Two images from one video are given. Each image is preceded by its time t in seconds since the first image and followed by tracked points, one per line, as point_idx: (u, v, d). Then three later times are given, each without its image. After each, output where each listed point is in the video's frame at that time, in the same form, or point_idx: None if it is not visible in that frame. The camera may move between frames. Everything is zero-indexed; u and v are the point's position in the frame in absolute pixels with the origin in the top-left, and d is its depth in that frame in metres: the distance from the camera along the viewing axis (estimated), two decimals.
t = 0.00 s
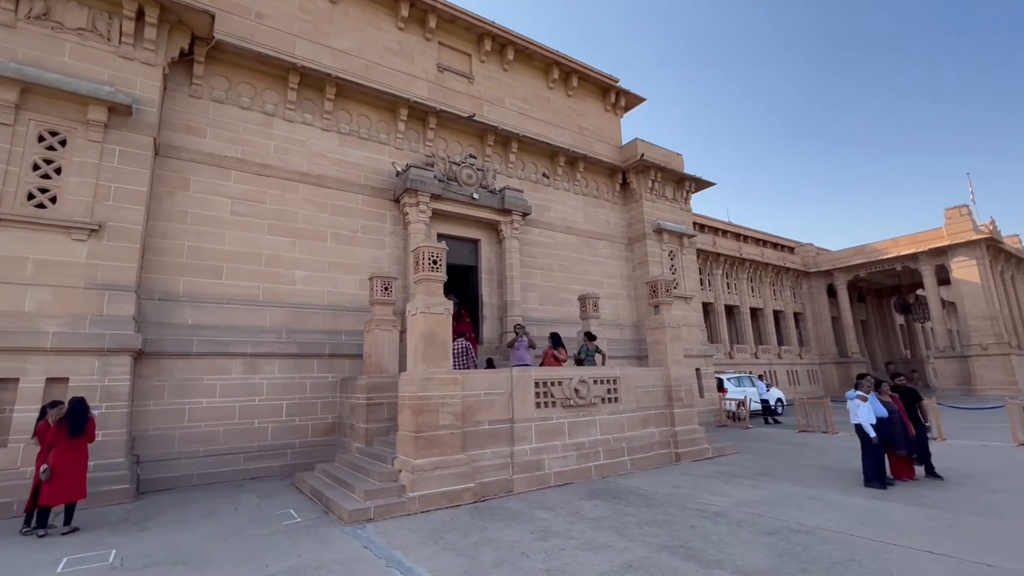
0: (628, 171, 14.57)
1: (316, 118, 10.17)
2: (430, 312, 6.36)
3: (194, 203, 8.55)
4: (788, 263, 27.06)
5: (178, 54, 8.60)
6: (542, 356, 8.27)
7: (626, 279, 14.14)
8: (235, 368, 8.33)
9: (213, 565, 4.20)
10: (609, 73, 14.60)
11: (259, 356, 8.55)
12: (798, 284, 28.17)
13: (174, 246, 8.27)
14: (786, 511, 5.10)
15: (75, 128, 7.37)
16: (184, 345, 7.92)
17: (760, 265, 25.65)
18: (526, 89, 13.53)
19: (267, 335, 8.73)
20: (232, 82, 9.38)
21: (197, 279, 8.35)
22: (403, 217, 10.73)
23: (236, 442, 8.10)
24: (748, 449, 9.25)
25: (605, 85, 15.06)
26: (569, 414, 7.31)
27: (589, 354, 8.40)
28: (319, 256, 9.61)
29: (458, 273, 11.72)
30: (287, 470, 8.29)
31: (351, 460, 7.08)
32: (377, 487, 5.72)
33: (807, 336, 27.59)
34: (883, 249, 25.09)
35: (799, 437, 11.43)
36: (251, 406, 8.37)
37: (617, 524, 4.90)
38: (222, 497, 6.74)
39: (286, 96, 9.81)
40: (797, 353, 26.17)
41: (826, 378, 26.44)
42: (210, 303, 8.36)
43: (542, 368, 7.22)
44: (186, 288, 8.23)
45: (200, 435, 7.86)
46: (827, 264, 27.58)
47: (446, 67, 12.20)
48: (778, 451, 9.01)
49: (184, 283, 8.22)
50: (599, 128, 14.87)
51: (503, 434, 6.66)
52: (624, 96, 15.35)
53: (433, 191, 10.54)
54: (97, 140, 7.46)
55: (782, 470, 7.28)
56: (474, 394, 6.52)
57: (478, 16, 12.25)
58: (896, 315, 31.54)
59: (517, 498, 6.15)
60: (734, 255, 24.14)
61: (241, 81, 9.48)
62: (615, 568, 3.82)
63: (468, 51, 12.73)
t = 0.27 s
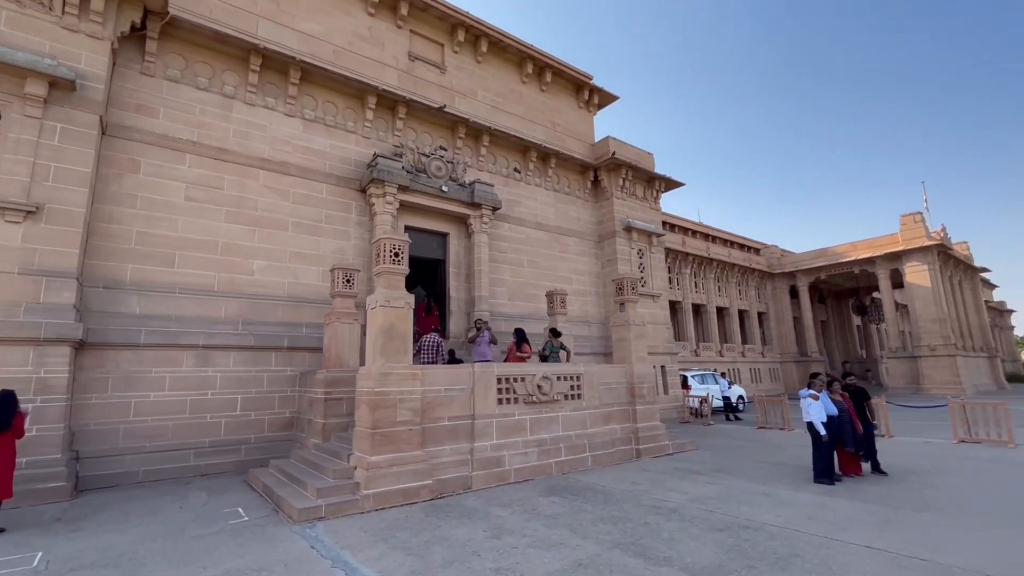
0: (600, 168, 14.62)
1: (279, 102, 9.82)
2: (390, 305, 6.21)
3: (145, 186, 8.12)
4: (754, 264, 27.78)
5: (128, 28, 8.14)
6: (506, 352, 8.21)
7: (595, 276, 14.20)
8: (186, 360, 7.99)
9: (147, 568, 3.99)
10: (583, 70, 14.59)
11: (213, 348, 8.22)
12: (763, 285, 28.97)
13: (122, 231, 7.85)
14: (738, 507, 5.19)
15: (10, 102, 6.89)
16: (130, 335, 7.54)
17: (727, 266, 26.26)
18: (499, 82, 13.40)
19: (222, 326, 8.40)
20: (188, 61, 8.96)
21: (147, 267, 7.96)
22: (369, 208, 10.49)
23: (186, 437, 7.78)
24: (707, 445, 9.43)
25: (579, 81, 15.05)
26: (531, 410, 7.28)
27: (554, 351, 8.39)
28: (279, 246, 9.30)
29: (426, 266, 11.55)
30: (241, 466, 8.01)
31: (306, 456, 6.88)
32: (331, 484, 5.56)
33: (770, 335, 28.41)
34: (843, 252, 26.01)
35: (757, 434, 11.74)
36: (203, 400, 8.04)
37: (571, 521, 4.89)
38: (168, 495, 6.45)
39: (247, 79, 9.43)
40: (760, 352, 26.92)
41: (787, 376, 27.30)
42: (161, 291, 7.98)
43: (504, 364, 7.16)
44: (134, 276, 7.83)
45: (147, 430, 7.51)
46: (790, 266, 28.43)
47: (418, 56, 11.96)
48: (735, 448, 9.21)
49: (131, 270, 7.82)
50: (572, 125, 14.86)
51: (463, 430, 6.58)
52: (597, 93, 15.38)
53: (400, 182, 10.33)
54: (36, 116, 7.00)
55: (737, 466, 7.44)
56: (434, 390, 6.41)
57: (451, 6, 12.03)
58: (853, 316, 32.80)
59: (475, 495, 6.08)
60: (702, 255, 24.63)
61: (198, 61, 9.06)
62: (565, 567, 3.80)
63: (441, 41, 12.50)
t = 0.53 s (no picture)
0: (551, 171, 14.73)
1: (214, 85, 9.24)
2: (326, 302, 5.94)
3: (53, 167, 7.39)
4: (697, 270, 28.94)
5: None
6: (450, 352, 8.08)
7: (544, 278, 14.29)
8: (99, 358, 7.33)
9: None
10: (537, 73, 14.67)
11: (130, 346, 7.59)
12: (705, 290, 30.22)
13: (24, 215, 7.10)
14: (670, 506, 5.30)
15: None
16: (32, 330, 6.82)
17: (672, 271, 27.21)
18: (452, 79, 13.23)
19: (141, 322, 7.76)
20: (110, 34, 8.26)
21: (54, 255, 7.24)
22: (311, 201, 10.06)
23: (96, 443, 7.12)
24: (646, 446, 9.65)
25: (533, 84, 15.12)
26: (473, 412, 7.18)
27: (498, 352, 8.33)
28: (210, 237, 8.73)
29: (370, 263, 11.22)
30: (159, 473, 7.43)
31: (231, 461, 6.47)
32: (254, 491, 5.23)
33: (711, 338, 29.66)
34: (778, 261, 27.55)
35: (694, 433, 12.18)
36: (117, 402, 7.39)
37: (506, 523, 4.82)
38: (70, 506, 5.87)
39: (178, 57, 8.81)
40: (701, 355, 28.05)
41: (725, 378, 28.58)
42: (70, 282, 7.27)
43: (446, 364, 7.02)
44: (38, 264, 7.10)
45: (49, 435, 6.81)
46: (730, 273, 29.82)
47: (367, 47, 11.61)
48: (673, 448, 9.49)
49: (35, 258, 7.09)
50: (525, 127, 14.91)
51: (401, 432, 6.39)
52: (550, 96, 15.51)
53: (345, 175, 9.97)
54: None
55: (673, 466, 7.64)
56: (371, 391, 6.19)
57: None
58: (786, 322, 34.81)
59: (411, 499, 5.91)
60: (649, 260, 25.40)
61: (122, 34, 8.37)
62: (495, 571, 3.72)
63: (392, 33, 12.20)
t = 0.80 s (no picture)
0: (500, 172, 14.68)
1: (135, 63, 8.51)
2: (253, 300, 5.57)
3: None
4: (642, 274, 29.82)
5: None
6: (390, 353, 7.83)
7: (492, 279, 14.20)
8: None
9: None
10: (488, 73, 14.59)
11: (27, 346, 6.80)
12: (650, 294, 31.18)
13: None
14: (607, 506, 5.32)
15: None
16: None
17: (619, 274, 27.89)
18: (400, 74, 12.90)
19: (42, 320, 6.99)
20: None
21: None
22: (244, 193, 9.48)
23: None
24: (589, 446, 9.75)
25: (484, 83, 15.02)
26: (412, 415, 6.96)
27: (441, 353, 8.17)
28: (127, 228, 8.02)
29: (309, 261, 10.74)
30: (60, 487, 6.65)
31: (144, 472, 5.93)
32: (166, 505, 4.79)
33: (654, 340, 30.63)
34: (717, 267, 28.84)
35: (636, 433, 12.46)
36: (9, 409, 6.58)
37: (441, 530, 4.67)
38: None
39: (93, 31, 8.05)
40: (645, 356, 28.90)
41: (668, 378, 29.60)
42: None
43: (385, 366, 6.78)
44: None
45: None
46: (673, 278, 30.93)
47: (310, 34, 11.10)
48: (614, 447, 9.64)
49: None
50: (474, 126, 14.78)
51: (334, 437, 6.09)
52: (501, 97, 15.46)
53: (282, 167, 9.47)
54: None
55: (613, 466, 7.74)
56: (301, 394, 5.86)
57: None
58: (724, 325, 36.53)
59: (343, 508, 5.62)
60: (597, 263, 25.90)
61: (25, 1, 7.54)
62: None
63: (337, 22, 11.74)
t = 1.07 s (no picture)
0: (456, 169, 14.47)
1: (52, 38, 7.78)
2: (181, 298, 5.17)
3: None
4: (598, 275, 30.30)
5: None
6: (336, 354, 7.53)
7: (446, 278, 13.97)
8: None
9: None
10: (444, 68, 14.35)
11: None
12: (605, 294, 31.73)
13: None
14: (556, 509, 5.26)
15: None
16: None
17: (575, 275, 28.21)
18: (352, 65, 12.47)
19: None
20: None
21: None
22: (179, 183, 8.87)
23: None
24: (541, 446, 9.72)
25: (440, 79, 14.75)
26: (358, 418, 6.70)
27: (389, 354, 7.94)
28: (41, 217, 7.31)
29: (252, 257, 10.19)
30: None
31: (53, 486, 5.39)
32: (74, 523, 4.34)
33: (609, 340, 31.18)
34: (669, 268, 29.68)
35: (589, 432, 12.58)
36: None
37: (383, 539, 4.46)
38: None
39: None
40: (600, 355, 29.37)
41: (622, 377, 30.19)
42: None
43: (328, 367, 6.47)
44: None
45: None
46: (628, 278, 31.60)
47: (254, 18, 10.53)
48: (566, 447, 9.66)
49: None
50: (430, 122, 14.50)
51: (271, 444, 5.75)
52: (458, 94, 15.25)
53: (221, 157, 8.92)
54: None
55: (564, 466, 7.73)
56: (235, 399, 5.49)
57: None
58: (676, 325, 37.67)
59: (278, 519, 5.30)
60: (553, 263, 26.08)
61: None
62: None
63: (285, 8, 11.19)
